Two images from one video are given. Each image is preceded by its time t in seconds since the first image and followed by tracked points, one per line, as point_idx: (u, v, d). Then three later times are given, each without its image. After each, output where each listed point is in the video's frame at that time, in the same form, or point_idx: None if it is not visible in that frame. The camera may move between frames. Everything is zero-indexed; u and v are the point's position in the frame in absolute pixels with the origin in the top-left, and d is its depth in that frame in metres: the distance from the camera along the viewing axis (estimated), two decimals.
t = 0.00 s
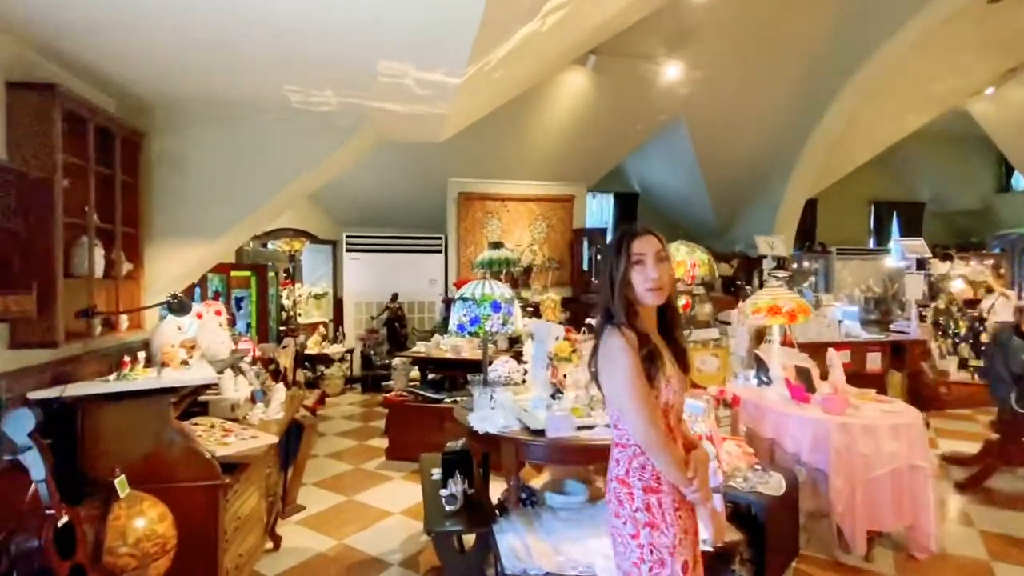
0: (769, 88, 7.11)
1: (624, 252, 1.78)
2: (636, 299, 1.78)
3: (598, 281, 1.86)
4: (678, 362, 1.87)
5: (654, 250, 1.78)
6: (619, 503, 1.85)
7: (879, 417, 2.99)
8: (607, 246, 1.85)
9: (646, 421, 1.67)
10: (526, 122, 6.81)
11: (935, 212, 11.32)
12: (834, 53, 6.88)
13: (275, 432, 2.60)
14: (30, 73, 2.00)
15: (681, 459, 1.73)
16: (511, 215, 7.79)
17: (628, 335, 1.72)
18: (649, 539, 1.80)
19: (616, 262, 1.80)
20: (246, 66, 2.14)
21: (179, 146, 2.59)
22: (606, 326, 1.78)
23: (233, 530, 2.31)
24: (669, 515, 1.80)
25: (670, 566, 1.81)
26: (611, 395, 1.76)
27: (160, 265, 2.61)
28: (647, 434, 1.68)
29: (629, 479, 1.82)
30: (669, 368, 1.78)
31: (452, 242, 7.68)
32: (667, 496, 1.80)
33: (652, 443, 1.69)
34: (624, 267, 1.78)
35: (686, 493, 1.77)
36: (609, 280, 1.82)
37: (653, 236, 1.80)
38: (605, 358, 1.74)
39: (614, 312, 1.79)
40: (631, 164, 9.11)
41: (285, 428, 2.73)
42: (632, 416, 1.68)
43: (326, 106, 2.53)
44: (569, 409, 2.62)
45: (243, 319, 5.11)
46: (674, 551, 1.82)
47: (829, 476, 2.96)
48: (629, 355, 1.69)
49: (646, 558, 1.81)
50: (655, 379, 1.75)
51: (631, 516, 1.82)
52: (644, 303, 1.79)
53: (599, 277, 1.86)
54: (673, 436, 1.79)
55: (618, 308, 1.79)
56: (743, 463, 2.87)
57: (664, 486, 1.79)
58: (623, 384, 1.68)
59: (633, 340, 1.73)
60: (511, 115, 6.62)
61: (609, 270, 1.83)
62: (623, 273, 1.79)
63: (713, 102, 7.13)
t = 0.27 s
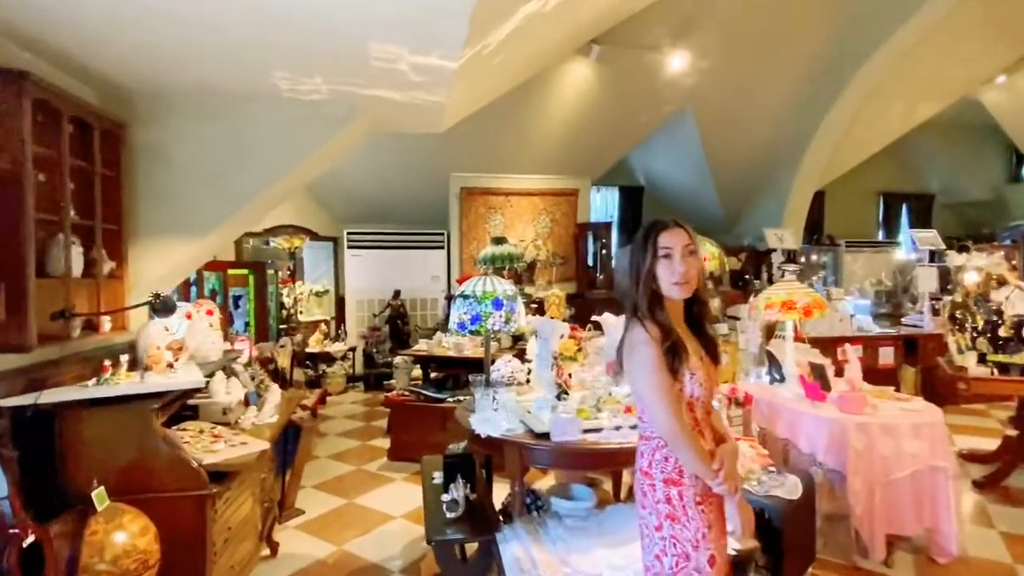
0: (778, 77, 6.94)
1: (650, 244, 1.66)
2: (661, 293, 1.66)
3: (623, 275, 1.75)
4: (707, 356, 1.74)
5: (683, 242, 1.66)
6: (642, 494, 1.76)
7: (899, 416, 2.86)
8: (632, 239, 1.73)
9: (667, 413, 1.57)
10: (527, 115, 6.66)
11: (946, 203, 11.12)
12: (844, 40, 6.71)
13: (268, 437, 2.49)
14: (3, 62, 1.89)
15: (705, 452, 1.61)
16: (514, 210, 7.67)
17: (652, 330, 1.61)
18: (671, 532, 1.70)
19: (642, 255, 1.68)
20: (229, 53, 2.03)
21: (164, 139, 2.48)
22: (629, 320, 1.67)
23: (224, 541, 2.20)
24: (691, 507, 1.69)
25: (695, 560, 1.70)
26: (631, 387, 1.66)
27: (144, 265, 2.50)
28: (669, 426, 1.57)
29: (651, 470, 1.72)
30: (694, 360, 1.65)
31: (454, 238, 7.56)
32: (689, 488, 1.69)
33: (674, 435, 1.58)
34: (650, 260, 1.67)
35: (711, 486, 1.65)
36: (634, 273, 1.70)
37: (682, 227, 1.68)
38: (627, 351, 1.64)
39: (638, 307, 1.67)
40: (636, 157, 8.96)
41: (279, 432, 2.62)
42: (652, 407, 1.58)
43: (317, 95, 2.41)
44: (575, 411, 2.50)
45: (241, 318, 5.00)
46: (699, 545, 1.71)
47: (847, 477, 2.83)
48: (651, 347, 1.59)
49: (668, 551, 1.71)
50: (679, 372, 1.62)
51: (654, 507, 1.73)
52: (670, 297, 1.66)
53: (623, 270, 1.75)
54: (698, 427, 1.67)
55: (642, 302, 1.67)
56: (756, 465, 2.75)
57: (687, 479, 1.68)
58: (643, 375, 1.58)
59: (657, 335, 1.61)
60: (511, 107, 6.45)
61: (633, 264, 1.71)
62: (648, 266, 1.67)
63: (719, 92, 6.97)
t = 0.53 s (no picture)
0: (777, 70, 6.86)
1: (666, 238, 1.61)
2: (676, 288, 1.61)
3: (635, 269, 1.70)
4: (719, 351, 1.70)
5: (700, 237, 1.61)
6: (659, 492, 1.68)
7: (907, 413, 2.78)
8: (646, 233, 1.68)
9: (685, 407, 1.51)
10: (523, 109, 6.55)
11: (945, 197, 11.04)
12: (842, 33, 6.62)
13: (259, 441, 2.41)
14: None
15: (725, 445, 1.55)
16: (512, 206, 7.57)
17: (667, 325, 1.56)
18: (692, 530, 1.61)
19: (656, 249, 1.64)
20: (211, 43, 1.94)
21: (148, 132, 2.39)
22: (642, 316, 1.62)
23: (214, 549, 2.13)
24: (712, 503, 1.62)
25: (718, 558, 1.62)
26: (646, 381, 1.60)
27: (129, 263, 2.41)
28: (687, 420, 1.51)
29: (668, 466, 1.64)
30: (709, 354, 1.61)
31: (451, 235, 7.47)
32: (707, 485, 1.61)
33: (692, 428, 1.53)
34: (666, 255, 1.61)
35: (731, 481, 1.58)
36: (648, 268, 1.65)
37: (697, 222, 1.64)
38: (641, 346, 1.59)
39: (650, 303, 1.63)
40: (634, 152, 8.88)
41: (271, 436, 2.54)
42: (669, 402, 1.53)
43: (306, 85, 2.32)
44: (576, 411, 2.43)
45: (234, 317, 4.90)
46: (721, 542, 1.63)
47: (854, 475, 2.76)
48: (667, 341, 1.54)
49: (691, 549, 1.62)
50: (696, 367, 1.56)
51: (672, 506, 1.64)
52: (685, 292, 1.61)
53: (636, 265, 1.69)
54: (715, 421, 1.61)
55: (655, 297, 1.62)
56: (761, 465, 2.68)
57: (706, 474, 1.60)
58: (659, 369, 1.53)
59: (673, 330, 1.56)
60: (506, 100, 6.35)
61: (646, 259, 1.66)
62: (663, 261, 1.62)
63: (717, 86, 6.88)
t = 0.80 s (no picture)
0: (769, 62, 6.78)
1: (676, 226, 1.54)
2: (687, 278, 1.55)
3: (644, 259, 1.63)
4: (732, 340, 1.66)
5: (710, 223, 1.55)
6: (677, 495, 1.61)
7: (914, 407, 2.71)
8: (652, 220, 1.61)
9: (706, 403, 1.46)
10: (513, 101, 6.43)
11: (935, 190, 11.05)
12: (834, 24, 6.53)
13: (239, 447, 2.28)
14: None
15: (748, 441, 1.50)
16: (502, 201, 7.45)
17: (682, 319, 1.51)
18: (714, 533, 1.55)
19: (665, 236, 1.57)
20: (180, 23, 1.81)
21: (117, 118, 2.25)
22: (654, 310, 1.57)
23: (192, 562, 2.01)
24: (735, 505, 1.56)
25: (741, 561, 1.56)
26: (663, 377, 1.54)
27: (97, 258, 2.26)
28: (710, 416, 1.46)
29: (689, 467, 1.57)
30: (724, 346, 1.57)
31: (441, 231, 7.34)
32: (731, 485, 1.56)
33: (713, 425, 1.47)
34: (676, 244, 1.55)
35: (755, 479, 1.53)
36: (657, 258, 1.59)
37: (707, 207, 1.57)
38: (655, 340, 1.54)
39: (662, 296, 1.57)
40: (625, 146, 8.78)
41: (253, 441, 2.41)
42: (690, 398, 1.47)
43: (285, 68, 2.19)
44: (574, 410, 2.32)
45: (217, 317, 4.74)
46: (744, 545, 1.57)
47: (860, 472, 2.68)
48: (683, 335, 1.49)
49: (711, 554, 1.55)
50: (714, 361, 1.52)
51: (693, 509, 1.57)
52: (697, 283, 1.56)
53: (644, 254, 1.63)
54: (735, 415, 1.57)
55: (667, 288, 1.57)
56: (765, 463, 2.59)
57: (728, 473, 1.55)
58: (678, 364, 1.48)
59: (687, 324, 1.51)
60: (496, 93, 6.23)
61: (655, 247, 1.59)
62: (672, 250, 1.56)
63: (709, 78, 6.78)
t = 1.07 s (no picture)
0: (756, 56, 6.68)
1: (689, 212, 1.44)
2: (703, 268, 1.45)
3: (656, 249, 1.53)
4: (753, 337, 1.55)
5: (726, 207, 1.44)
6: (696, 507, 1.51)
7: (919, 403, 2.63)
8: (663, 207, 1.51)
9: (729, 407, 1.35)
10: (497, 95, 6.28)
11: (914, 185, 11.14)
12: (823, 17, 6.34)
13: (212, 460, 2.12)
14: None
15: (774, 450, 1.39)
16: (487, 197, 7.29)
17: (699, 313, 1.40)
18: (736, 550, 1.45)
19: (677, 223, 1.46)
20: None
21: (73, 102, 2.07)
22: (670, 304, 1.46)
23: None
24: (759, 519, 1.46)
25: None
26: (681, 379, 1.44)
27: (52, 255, 2.06)
28: (732, 421, 1.35)
29: (709, 477, 1.47)
30: (746, 343, 1.46)
31: (425, 229, 7.15)
32: (755, 497, 1.46)
33: (737, 431, 1.36)
34: (690, 232, 1.44)
35: (782, 491, 1.42)
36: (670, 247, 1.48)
37: (722, 190, 1.46)
38: (672, 338, 1.43)
39: (679, 287, 1.47)
40: (610, 141, 8.69)
41: (226, 452, 2.25)
42: (711, 401, 1.36)
43: (257, 48, 2.03)
44: (571, 412, 2.19)
45: (191, 319, 4.53)
46: (769, 563, 1.46)
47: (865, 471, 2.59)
48: (702, 332, 1.38)
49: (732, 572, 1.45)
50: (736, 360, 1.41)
51: (712, 522, 1.47)
52: (714, 272, 1.44)
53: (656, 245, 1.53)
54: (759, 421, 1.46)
55: (683, 280, 1.46)
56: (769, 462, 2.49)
57: (752, 484, 1.45)
58: (697, 364, 1.37)
59: (706, 318, 1.40)
60: (478, 86, 6.07)
61: (667, 236, 1.49)
62: (685, 237, 1.45)
63: (694, 73, 6.68)
